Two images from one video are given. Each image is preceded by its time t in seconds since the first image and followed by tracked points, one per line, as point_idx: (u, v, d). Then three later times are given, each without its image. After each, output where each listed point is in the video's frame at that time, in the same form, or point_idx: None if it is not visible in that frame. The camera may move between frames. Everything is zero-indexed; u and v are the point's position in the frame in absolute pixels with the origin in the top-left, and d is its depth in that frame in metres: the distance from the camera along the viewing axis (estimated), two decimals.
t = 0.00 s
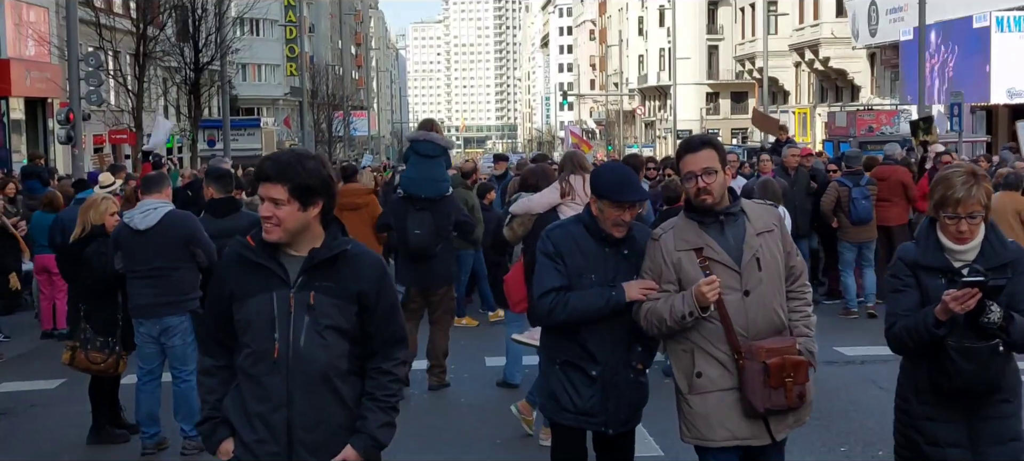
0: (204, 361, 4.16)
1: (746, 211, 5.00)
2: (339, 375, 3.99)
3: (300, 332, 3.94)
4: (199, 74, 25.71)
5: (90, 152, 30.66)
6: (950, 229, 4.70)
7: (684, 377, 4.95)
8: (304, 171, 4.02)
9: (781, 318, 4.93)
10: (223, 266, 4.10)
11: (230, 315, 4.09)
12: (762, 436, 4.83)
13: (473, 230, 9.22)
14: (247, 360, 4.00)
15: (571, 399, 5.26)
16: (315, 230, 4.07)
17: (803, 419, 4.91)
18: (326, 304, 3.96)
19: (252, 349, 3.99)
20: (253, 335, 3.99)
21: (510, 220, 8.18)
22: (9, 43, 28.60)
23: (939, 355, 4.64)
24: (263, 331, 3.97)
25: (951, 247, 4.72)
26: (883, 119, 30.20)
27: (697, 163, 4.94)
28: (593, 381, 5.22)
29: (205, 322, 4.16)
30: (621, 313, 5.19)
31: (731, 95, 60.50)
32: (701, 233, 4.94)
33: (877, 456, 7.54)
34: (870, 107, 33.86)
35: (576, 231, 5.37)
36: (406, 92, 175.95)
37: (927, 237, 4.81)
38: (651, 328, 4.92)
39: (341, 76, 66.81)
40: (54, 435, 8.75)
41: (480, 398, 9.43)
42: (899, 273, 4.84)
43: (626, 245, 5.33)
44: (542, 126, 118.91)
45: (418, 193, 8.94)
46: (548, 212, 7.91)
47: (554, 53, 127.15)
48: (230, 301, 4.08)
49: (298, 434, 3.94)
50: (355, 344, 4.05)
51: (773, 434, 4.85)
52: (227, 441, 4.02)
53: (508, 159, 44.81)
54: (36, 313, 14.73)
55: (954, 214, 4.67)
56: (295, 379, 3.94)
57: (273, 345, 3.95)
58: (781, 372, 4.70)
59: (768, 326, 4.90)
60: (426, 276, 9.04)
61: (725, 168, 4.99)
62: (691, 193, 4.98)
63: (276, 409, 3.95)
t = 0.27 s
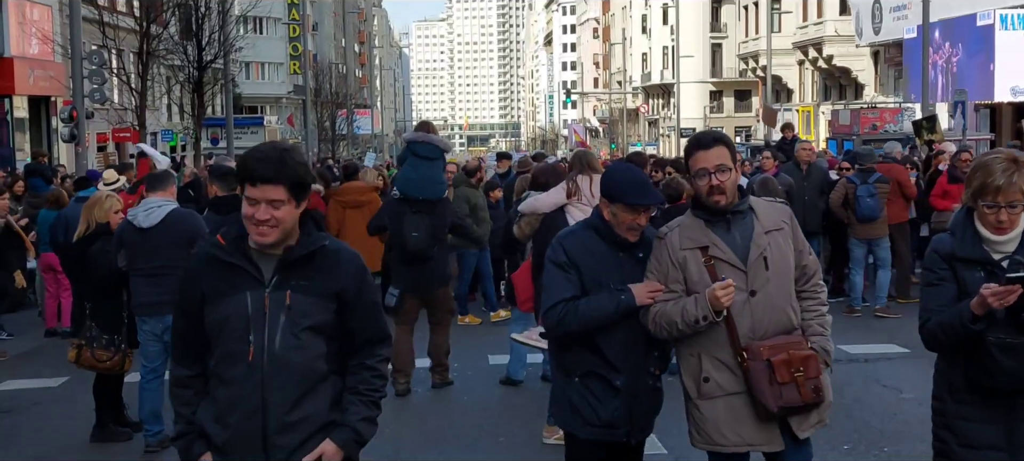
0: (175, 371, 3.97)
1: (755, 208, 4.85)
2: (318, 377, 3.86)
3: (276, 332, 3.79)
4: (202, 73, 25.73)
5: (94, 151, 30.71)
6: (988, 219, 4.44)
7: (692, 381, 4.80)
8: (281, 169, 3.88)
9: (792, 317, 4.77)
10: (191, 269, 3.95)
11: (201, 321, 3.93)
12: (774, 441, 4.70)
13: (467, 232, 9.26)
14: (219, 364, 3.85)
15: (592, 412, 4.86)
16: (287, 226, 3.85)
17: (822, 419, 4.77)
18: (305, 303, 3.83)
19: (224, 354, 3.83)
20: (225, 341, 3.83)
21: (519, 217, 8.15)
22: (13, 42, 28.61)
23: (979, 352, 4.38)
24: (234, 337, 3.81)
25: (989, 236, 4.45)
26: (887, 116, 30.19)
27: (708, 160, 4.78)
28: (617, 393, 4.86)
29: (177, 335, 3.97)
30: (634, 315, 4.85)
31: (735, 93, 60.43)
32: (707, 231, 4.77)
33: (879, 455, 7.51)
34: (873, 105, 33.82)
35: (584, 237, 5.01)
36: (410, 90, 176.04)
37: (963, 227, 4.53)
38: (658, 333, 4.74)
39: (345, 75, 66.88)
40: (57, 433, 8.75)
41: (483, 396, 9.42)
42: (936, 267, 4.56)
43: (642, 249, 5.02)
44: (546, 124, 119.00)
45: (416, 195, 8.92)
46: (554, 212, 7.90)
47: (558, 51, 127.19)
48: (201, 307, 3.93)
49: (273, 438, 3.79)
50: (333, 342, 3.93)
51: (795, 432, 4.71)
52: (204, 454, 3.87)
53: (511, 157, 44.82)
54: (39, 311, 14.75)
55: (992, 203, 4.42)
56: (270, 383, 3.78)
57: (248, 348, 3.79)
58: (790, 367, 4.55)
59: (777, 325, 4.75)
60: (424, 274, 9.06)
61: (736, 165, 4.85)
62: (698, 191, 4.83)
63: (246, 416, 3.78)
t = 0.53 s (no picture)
0: (158, 396, 3.67)
1: (782, 216, 4.59)
2: (311, 402, 3.55)
3: (267, 354, 3.49)
4: (206, 71, 25.73)
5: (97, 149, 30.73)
6: (1008, 218, 4.33)
7: (709, 395, 4.55)
8: (274, 176, 3.59)
9: (815, 330, 4.50)
10: (175, 284, 3.63)
11: (188, 341, 3.62)
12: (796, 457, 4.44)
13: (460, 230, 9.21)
14: (207, 389, 3.55)
15: (595, 424, 4.71)
16: (290, 241, 3.54)
17: (842, 438, 4.48)
18: (298, 323, 3.53)
19: (213, 378, 3.53)
20: (214, 363, 3.52)
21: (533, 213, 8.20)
22: (16, 40, 28.61)
23: (1000, 355, 4.32)
24: (225, 361, 3.50)
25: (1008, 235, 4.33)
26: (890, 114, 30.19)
27: (736, 167, 4.55)
28: (623, 401, 4.72)
29: (154, 355, 3.69)
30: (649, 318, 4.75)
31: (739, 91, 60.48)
32: (730, 238, 4.51)
33: (883, 454, 7.49)
34: (876, 103, 33.79)
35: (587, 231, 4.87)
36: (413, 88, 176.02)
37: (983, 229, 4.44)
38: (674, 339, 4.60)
39: (348, 72, 66.91)
40: (60, 431, 8.73)
41: (486, 394, 9.40)
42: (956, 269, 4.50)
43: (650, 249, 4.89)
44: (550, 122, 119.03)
45: (409, 190, 8.93)
46: (562, 209, 7.88)
47: (562, 49, 127.24)
48: (186, 329, 3.62)
49: None
50: (324, 362, 3.62)
51: (812, 451, 4.44)
52: None
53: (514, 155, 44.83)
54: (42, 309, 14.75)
55: (1011, 199, 4.31)
56: (263, 406, 3.48)
57: (238, 372, 3.49)
58: (810, 382, 4.28)
59: (798, 338, 4.47)
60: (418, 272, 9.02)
61: (766, 170, 4.60)
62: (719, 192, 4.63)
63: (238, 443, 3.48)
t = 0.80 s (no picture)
0: (147, 397, 3.58)
1: (825, 210, 4.40)
2: (316, 402, 3.52)
3: (270, 352, 3.44)
4: (206, 67, 25.73)
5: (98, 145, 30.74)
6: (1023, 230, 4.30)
7: (741, 395, 4.39)
8: (277, 166, 3.50)
9: (855, 331, 4.33)
10: (165, 278, 3.54)
11: (179, 338, 3.54)
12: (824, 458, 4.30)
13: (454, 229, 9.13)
14: (204, 387, 3.48)
15: (614, 430, 4.47)
16: (295, 233, 3.47)
17: (879, 445, 4.26)
18: (304, 318, 3.48)
19: (211, 377, 3.46)
20: (213, 363, 3.45)
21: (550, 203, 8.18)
22: (17, 36, 28.58)
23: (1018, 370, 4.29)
24: (226, 360, 3.43)
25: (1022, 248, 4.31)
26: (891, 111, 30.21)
27: (783, 160, 4.31)
28: (645, 409, 4.48)
29: (139, 350, 3.61)
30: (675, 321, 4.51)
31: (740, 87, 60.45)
32: (771, 230, 4.33)
33: (886, 450, 7.50)
34: (877, 99, 33.77)
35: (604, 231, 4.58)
36: (414, 85, 175.95)
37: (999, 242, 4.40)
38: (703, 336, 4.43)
39: (348, 69, 66.89)
40: (63, 428, 8.74)
41: (487, 390, 9.43)
42: (974, 283, 4.47)
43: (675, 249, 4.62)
44: (550, 118, 118.97)
45: (400, 191, 8.91)
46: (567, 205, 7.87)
47: (563, 45, 127.18)
48: (181, 325, 3.53)
49: None
50: (329, 359, 3.58)
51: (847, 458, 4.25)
52: None
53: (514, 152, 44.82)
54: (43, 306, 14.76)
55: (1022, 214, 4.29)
56: (270, 405, 3.43)
57: (241, 372, 3.43)
58: (853, 385, 4.09)
59: (839, 338, 4.30)
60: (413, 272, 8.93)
61: (812, 162, 4.38)
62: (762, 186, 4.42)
63: (244, 444, 3.43)
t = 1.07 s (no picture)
0: (136, 403, 3.40)
1: (860, 205, 4.32)
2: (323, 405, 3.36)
3: (277, 353, 3.28)
4: (208, 63, 25.75)
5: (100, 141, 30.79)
6: None
7: (772, 387, 4.26)
8: (278, 160, 3.34)
9: (887, 331, 4.21)
10: (156, 279, 3.35)
11: (174, 343, 3.36)
12: None
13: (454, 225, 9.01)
14: (205, 392, 3.31)
15: (637, 426, 4.31)
16: (299, 228, 3.33)
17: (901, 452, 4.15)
18: (311, 317, 3.33)
19: (214, 381, 3.29)
20: (215, 366, 3.28)
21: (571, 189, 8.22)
22: (19, 33, 28.62)
23: None
24: (229, 363, 3.26)
25: None
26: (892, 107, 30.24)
27: (814, 148, 4.24)
28: (670, 405, 4.29)
29: (128, 359, 3.42)
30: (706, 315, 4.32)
31: (741, 83, 60.44)
32: (806, 224, 4.25)
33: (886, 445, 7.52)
34: (879, 96, 33.77)
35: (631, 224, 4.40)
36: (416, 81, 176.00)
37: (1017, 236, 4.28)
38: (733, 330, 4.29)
39: (350, 65, 66.91)
40: (67, 424, 8.72)
41: (489, 386, 9.45)
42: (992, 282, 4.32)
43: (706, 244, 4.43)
44: (552, 114, 118.96)
45: (399, 186, 8.88)
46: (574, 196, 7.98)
47: (565, 42, 127.15)
48: (180, 329, 3.35)
49: None
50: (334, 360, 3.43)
51: None
52: None
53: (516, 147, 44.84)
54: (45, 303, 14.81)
55: None
56: (281, 410, 3.28)
57: (248, 375, 3.27)
58: (890, 393, 3.96)
59: (873, 338, 4.19)
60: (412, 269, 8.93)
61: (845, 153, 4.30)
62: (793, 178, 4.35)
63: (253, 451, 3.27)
